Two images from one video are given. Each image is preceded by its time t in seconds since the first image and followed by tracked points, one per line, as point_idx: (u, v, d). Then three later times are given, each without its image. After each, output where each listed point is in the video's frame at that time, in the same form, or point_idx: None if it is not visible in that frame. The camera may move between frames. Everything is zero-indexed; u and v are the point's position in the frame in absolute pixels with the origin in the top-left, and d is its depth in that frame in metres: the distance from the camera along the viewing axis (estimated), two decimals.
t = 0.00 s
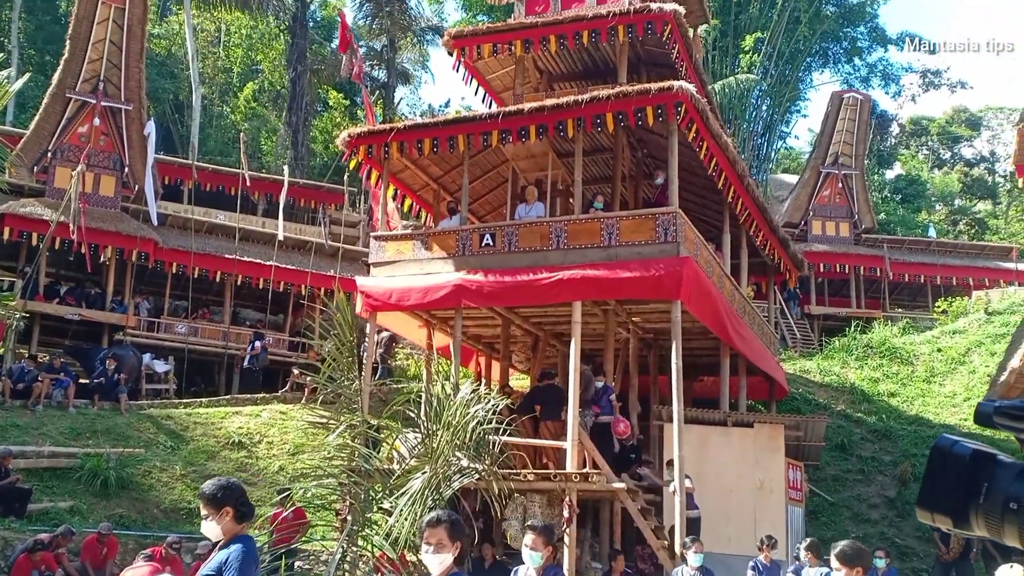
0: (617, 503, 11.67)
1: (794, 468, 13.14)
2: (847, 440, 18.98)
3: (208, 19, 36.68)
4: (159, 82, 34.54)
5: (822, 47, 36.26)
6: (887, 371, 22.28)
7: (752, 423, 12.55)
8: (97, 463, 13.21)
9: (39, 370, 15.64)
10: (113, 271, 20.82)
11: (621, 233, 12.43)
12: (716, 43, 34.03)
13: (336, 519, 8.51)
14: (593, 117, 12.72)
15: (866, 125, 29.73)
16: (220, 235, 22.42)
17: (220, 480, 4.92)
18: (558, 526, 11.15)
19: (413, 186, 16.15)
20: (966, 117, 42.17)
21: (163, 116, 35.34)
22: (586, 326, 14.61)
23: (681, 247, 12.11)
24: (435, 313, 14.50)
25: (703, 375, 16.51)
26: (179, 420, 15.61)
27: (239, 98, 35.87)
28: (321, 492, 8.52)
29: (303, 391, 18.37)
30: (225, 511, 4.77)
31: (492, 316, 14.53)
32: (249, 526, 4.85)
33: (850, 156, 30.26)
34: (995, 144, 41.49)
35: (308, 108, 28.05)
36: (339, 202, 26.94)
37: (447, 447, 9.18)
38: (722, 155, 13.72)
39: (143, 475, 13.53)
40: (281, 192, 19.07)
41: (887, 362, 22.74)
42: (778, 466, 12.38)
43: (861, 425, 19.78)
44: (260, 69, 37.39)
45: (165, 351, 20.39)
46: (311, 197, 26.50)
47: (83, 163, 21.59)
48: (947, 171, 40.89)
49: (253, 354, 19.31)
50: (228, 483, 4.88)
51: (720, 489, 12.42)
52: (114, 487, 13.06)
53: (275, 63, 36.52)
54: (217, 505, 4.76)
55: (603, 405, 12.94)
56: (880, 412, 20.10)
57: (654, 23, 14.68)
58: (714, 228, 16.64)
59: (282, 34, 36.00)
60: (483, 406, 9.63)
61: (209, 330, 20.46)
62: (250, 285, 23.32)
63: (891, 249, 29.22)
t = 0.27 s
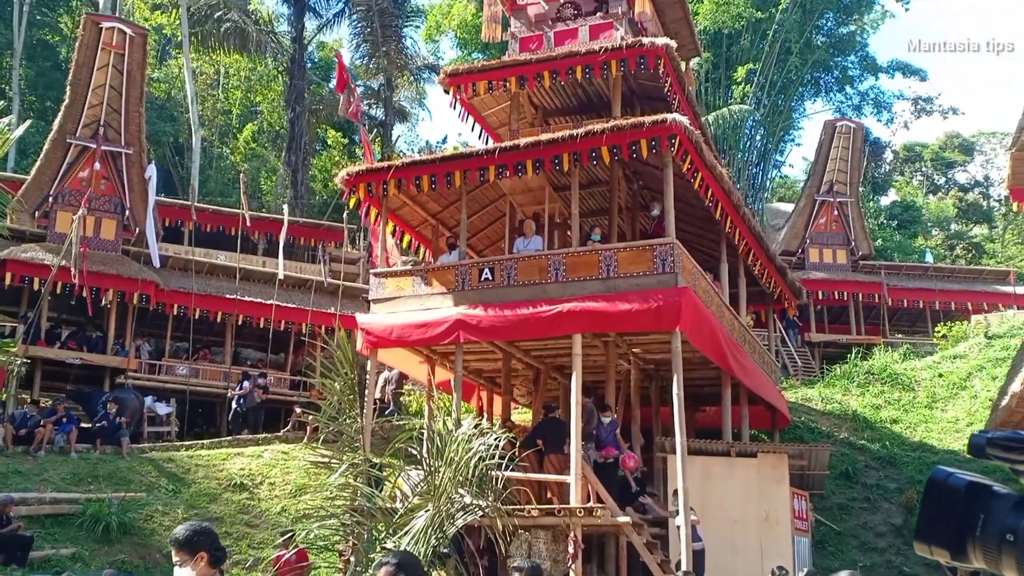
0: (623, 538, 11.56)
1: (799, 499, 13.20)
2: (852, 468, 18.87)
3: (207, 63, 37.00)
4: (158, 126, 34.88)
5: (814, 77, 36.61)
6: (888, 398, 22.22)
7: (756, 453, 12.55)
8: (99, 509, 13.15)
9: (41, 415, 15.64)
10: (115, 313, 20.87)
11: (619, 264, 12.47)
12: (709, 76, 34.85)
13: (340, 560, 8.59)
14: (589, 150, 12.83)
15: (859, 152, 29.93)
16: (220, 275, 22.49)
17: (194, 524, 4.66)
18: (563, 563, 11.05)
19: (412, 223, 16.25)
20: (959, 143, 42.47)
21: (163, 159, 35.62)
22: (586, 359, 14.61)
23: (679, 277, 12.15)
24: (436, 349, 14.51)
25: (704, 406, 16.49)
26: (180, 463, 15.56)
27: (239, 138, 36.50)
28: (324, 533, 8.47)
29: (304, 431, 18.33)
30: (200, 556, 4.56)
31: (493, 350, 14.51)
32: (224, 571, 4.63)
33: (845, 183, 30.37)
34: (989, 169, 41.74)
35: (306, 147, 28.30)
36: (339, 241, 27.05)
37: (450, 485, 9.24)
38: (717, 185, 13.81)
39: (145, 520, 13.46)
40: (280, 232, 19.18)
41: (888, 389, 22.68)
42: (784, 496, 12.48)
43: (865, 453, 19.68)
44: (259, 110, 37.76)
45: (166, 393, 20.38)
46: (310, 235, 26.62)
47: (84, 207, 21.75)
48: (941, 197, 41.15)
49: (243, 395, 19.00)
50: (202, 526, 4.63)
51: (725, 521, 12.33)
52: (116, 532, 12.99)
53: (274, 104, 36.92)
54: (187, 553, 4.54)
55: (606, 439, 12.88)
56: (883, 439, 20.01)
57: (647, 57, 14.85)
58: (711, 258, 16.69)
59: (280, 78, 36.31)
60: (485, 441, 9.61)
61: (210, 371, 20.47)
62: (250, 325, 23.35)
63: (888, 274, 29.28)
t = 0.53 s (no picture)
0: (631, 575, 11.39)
1: (808, 532, 13.10)
2: (859, 499, 18.72)
3: (208, 108, 37.32)
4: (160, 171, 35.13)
5: (809, 109, 36.91)
6: (893, 427, 22.11)
7: (763, 486, 12.52)
8: (102, 556, 13.03)
9: (44, 463, 15.60)
10: (118, 359, 20.89)
11: (620, 299, 12.49)
12: (704, 110, 34.94)
13: None
14: (587, 186, 12.90)
15: (857, 182, 30.00)
16: (223, 317, 22.48)
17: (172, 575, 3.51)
18: None
19: (412, 261, 16.28)
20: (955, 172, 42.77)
21: (165, 203, 35.82)
22: (590, 394, 14.57)
23: (680, 310, 12.15)
24: (438, 387, 14.48)
25: (709, 440, 16.43)
26: (184, 509, 15.47)
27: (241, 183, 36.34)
28: None
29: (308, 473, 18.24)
30: None
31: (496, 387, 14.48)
32: None
33: (843, 214, 30.44)
34: (986, 196, 41.95)
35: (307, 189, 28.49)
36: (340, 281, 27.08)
37: (455, 525, 9.02)
38: (716, 218, 13.86)
39: (148, 567, 13.34)
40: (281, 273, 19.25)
41: (893, 418, 22.58)
42: (792, 530, 12.48)
43: (872, 483, 19.52)
44: (260, 154, 38.06)
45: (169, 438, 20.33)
46: (312, 276, 26.67)
47: (87, 254, 21.85)
48: (940, 225, 41.34)
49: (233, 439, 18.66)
50: None
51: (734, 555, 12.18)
52: None
53: (275, 147, 37.25)
54: None
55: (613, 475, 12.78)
56: (889, 469, 19.88)
57: (642, 93, 14.97)
58: (712, 290, 16.69)
59: (280, 120, 36.80)
60: (490, 479, 9.33)
61: (212, 415, 20.44)
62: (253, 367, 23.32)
63: (889, 303, 29.31)
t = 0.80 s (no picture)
0: None
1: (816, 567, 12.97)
2: (868, 533, 18.54)
3: (211, 152, 37.85)
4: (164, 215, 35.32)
5: (806, 142, 37.17)
6: (900, 460, 21.96)
7: (771, 522, 12.47)
8: None
9: (46, 511, 15.55)
10: (121, 404, 20.88)
11: (623, 335, 12.50)
12: (702, 146, 35.36)
13: None
14: (587, 223, 12.97)
15: (856, 215, 30.08)
16: (226, 360, 22.44)
17: None
18: None
19: (415, 300, 16.30)
20: (953, 203, 43.01)
21: (168, 247, 35.95)
22: (594, 432, 14.52)
23: (683, 345, 12.15)
24: (442, 426, 14.43)
25: (714, 475, 16.34)
26: (186, 555, 15.34)
27: (243, 225, 36.58)
28: None
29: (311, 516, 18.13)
30: None
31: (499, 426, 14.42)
32: None
33: (842, 246, 30.41)
34: (984, 226, 42.10)
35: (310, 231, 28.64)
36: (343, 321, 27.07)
37: (460, 566, 9.00)
38: (716, 253, 13.90)
39: None
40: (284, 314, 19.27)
41: (899, 451, 22.46)
42: (800, 565, 12.38)
43: (880, 517, 19.32)
44: (263, 196, 38.29)
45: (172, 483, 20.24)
46: (316, 317, 26.67)
47: (91, 299, 21.99)
48: (939, 256, 41.48)
49: (221, 482, 18.35)
50: None
51: None
52: None
53: (277, 189, 37.50)
54: None
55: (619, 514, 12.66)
56: (897, 502, 19.73)
57: (640, 130, 15.09)
58: (714, 325, 16.69)
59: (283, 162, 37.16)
60: (496, 520, 9.42)
61: (215, 459, 20.39)
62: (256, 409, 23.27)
63: (891, 335, 29.30)
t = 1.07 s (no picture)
0: None
1: None
2: (874, 562, 18.36)
3: (214, 186, 38.17)
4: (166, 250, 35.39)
5: (805, 170, 37.35)
6: (905, 487, 21.82)
7: (777, 551, 12.38)
8: None
9: (47, 548, 15.44)
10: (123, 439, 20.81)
11: (624, 364, 12.49)
12: (701, 175, 35.65)
13: None
14: (587, 253, 13.02)
15: (855, 241, 30.16)
16: (228, 394, 22.38)
17: None
18: None
19: (416, 331, 16.32)
20: (952, 229, 43.13)
21: (171, 281, 35.99)
22: (597, 462, 14.46)
23: (684, 373, 12.12)
24: (444, 458, 14.37)
25: (719, 505, 16.23)
26: None
27: (245, 258, 36.85)
28: None
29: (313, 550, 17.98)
30: None
31: (501, 457, 14.37)
32: None
33: (842, 272, 30.45)
34: (984, 252, 42.17)
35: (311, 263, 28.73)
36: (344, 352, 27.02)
37: None
38: (716, 281, 13.93)
39: None
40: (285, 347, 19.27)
41: (904, 478, 22.33)
42: None
43: (887, 546, 19.14)
44: (265, 229, 38.45)
45: (174, 518, 19.92)
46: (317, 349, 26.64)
47: (93, 334, 22.02)
48: (940, 282, 41.50)
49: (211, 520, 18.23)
50: None
51: None
52: None
53: (279, 223, 37.68)
54: None
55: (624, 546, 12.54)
56: (902, 530, 19.56)
57: (638, 160, 15.17)
58: (716, 352, 16.66)
59: (285, 195, 37.39)
60: (500, 550, 9.14)
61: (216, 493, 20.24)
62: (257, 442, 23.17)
63: (894, 361, 29.23)
